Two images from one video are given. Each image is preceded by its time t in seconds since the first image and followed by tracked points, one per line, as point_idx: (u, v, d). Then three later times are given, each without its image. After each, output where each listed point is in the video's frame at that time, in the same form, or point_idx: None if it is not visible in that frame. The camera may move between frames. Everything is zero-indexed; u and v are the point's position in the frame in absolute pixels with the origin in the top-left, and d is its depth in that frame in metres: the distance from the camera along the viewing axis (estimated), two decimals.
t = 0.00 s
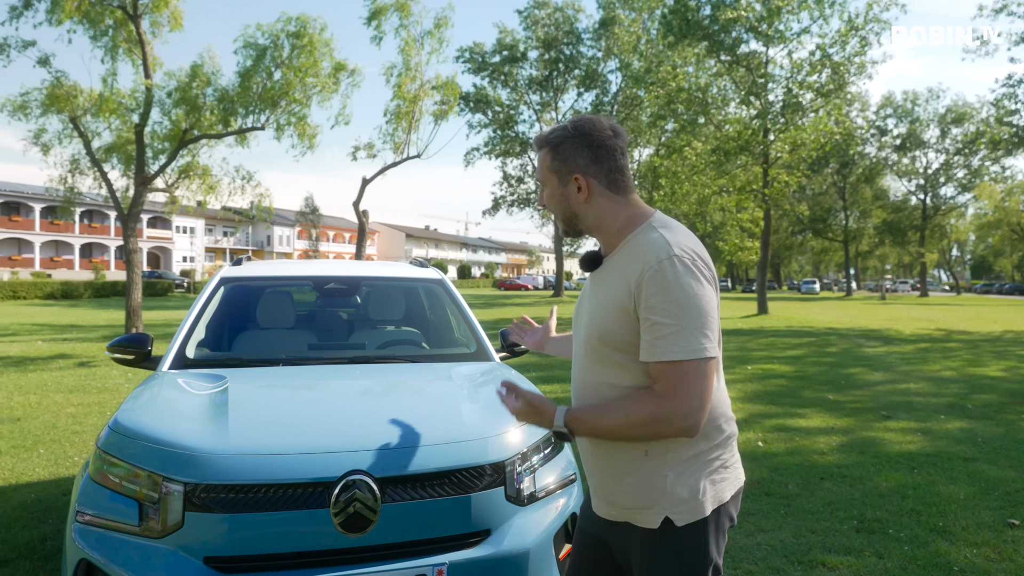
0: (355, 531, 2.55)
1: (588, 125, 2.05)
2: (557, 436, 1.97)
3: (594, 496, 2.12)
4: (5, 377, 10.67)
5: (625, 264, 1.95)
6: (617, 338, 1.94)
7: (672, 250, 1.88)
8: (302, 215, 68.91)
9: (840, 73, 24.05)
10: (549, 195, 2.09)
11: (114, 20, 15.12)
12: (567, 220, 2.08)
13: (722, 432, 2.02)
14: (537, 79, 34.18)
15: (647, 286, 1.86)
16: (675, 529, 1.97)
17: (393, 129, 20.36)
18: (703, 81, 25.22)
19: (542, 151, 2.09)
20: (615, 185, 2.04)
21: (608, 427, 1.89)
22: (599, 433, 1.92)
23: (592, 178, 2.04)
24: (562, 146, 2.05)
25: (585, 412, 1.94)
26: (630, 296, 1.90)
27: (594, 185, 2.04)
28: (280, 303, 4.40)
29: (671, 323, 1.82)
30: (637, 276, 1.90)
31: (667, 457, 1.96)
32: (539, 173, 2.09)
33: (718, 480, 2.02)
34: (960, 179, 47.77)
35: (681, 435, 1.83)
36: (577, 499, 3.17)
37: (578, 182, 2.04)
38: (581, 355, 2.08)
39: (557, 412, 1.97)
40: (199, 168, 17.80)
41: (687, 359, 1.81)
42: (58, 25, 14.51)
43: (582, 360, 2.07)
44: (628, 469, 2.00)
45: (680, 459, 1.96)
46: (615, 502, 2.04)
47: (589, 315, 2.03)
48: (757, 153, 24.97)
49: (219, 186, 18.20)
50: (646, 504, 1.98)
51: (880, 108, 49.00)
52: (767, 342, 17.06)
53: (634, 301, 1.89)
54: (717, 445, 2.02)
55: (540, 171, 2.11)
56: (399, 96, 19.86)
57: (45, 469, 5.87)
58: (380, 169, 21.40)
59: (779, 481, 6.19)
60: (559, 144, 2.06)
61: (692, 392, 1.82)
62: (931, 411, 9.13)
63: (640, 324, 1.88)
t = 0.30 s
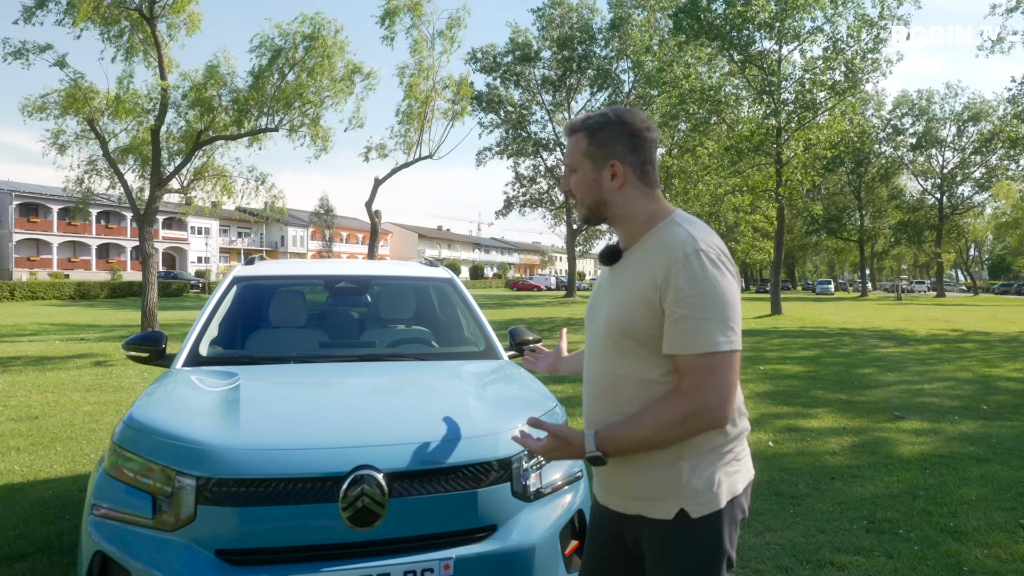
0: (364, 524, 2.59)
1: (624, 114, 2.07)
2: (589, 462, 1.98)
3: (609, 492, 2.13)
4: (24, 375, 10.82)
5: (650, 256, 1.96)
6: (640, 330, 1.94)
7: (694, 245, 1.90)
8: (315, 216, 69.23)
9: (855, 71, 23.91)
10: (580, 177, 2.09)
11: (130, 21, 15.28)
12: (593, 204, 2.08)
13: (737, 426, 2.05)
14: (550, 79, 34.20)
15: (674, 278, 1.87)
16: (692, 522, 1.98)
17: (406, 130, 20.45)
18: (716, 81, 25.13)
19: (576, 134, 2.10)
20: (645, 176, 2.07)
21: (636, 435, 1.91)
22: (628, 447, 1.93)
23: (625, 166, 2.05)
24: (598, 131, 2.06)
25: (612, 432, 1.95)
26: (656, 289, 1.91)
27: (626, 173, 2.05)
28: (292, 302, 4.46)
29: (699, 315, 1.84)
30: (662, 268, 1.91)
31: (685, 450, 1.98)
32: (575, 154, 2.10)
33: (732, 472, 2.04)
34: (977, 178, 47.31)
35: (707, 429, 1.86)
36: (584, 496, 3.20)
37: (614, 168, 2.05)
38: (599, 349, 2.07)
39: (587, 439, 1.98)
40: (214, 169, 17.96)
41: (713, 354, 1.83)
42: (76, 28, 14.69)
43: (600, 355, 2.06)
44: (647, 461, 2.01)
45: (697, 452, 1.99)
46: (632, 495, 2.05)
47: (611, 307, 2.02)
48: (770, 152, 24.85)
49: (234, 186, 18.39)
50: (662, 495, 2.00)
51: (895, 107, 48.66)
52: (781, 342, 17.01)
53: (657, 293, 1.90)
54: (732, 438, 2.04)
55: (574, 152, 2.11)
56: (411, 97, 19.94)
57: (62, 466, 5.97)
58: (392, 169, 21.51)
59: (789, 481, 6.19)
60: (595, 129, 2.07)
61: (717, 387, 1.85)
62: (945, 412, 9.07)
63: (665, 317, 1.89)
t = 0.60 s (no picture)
0: (372, 519, 2.63)
1: (670, 109, 2.09)
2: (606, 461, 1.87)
3: (629, 494, 2.13)
4: (43, 374, 10.98)
5: (683, 246, 1.97)
6: (670, 319, 1.94)
7: (725, 237, 1.94)
8: (329, 217, 69.57)
9: (869, 70, 23.76)
10: (634, 164, 2.03)
11: (147, 24, 15.46)
12: (644, 192, 2.04)
13: (756, 420, 2.08)
14: (562, 78, 34.24)
15: (705, 266, 1.89)
16: (717, 516, 2.00)
17: (419, 130, 20.55)
18: (728, 80, 25.01)
19: (631, 117, 2.04)
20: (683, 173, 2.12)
21: (653, 419, 1.81)
22: (648, 437, 1.82)
23: (679, 158, 2.07)
24: (656, 118, 2.03)
25: (629, 422, 1.85)
26: (686, 277, 1.92)
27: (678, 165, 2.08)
28: (304, 301, 4.52)
29: (724, 296, 1.83)
30: (692, 256, 1.93)
31: (709, 445, 1.99)
32: (630, 138, 2.03)
33: (752, 466, 2.07)
34: (995, 177, 46.82)
35: (728, 410, 1.78)
36: (590, 494, 3.23)
37: (672, 156, 2.04)
38: (624, 342, 2.07)
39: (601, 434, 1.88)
40: (228, 170, 18.11)
41: (739, 333, 1.81)
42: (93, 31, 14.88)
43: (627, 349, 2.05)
44: (670, 458, 2.02)
45: (721, 447, 2.00)
46: (655, 493, 2.05)
47: (641, 299, 2.01)
48: (784, 151, 24.72)
49: (248, 187, 18.53)
50: (686, 492, 2.00)
51: (911, 105, 48.29)
52: (794, 342, 16.93)
53: (690, 279, 1.90)
54: (752, 434, 2.06)
55: (629, 135, 2.04)
56: (424, 98, 20.04)
57: (80, 463, 6.07)
58: (405, 169, 21.62)
59: (800, 482, 6.18)
60: (652, 116, 2.04)
61: (738, 365, 1.79)
62: (959, 413, 9.01)
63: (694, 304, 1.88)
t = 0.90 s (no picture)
0: (379, 515, 2.67)
1: (676, 115, 2.19)
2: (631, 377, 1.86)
3: (644, 490, 2.11)
4: (61, 373, 11.12)
5: (708, 244, 1.97)
6: (697, 315, 1.94)
7: (750, 233, 1.94)
8: (342, 217, 69.84)
9: (883, 68, 23.60)
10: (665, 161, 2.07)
11: (164, 28, 15.64)
12: (673, 191, 2.08)
13: (774, 423, 2.05)
14: (574, 78, 34.25)
15: (735, 263, 1.89)
16: (732, 515, 1.97)
17: (431, 131, 20.63)
18: (741, 80, 24.91)
19: (652, 118, 2.11)
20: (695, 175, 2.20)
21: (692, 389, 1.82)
22: (679, 393, 1.84)
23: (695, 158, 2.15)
24: (670, 120, 2.13)
25: (667, 364, 1.85)
26: (713, 276, 1.92)
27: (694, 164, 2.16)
28: (315, 301, 4.57)
29: (757, 297, 1.83)
30: (721, 255, 1.92)
31: (728, 444, 1.96)
32: (653, 136, 2.08)
33: (769, 466, 2.03)
34: (1013, 175, 46.28)
35: (762, 407, 1.81)
36: (597, 490, 3.25)
37: (689, 155, 2.14)
38: (643, 335, 2.06)
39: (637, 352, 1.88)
40: (242, 171, 18.25)
41: (774, 338, 1.82)
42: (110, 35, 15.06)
43: (647, 343, 2.05)
44: (691, 454, 2.00)
45: (740, 447, 1.97)
46: (670, 488, 2.04)
47: (667, 295, 2.00)
48: (798, 151, 24.58)
49: (262, 188, 18.69)
50: (705, 488, 1.98)
51: (927, 103, 47.88)
52: (808, 342, 16.85)
53: (721, 275, 1.90)
54: (771, 436, 2.03)
55: (652, 135, 2.09)
56: (436, 99, 20.12)
57: (97, 459, 6.16)
58: (417, 169, 21.71)
59: (811, 482, 6.17)
60: (667, 118, 2.13)
61: (776, 361, 1.81)
62: (974, 415, 8.95)
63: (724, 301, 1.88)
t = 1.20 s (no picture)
0: (387, 513, 2.70)
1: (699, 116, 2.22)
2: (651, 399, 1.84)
3: (657, 490, 2.11)
4: (77, 372, 11.25)
5: (724, 243, 1.99)
6: (712, 311, 1.95)
7: (765, 230, 1.94)
8: (356, 217, 70.11)
9: (898, 67, 23.46)
10: (691, 155, 2.09)
11: (179, 30, 15.76)
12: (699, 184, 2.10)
13: (786, 424, 2.07)
14: (586, 78, 34.25)
15: (749, 260, 1.89)
16: (745, 516, 1.97)
17: (443, 131, 20.68)
18: (754, 79, 24.83)
19: (677, 114, 2.13)
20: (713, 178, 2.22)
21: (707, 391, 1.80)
22: (695, 401, 1.83)
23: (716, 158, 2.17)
24: (695, 118, 2.15)
25: (681, 371, 1.85)
26: (729, 273, 1.93)
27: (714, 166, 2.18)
28: (326, 300, 4.61)
29: (771, 290, 1.82)
30: (737, 252, 1.93)
31: (743, 444, 1.97)
32: (678, 132, 2.11)
33: (782, 466, 2.04)
34: None
35: (786, 397, 1.74)
36: (603, 489, 3.26)
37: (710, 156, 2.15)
38: (658, 334, 2.07)
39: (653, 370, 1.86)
40: (256, 172, 18.39)
41: (793, 328, 1.78)
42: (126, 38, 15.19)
43: (661, 342, 2.06)
44: (705, 456, 2.00)
45: (753, 446, 1.98)
46: (682, 488, 2.05)
47: (683, 291, 2.01)
48: (811, 150, 24.44)
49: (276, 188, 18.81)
50: (719, 488, 1.98)
51: (944, 101, 47.44)
52: (822, 343, 16.75)
53: (736, 269, 1.91)
54: (784, 437, 2.05)
55: (679, 130, 2.11)
56: (448, 100, 20.18)
57: (112, 457, 6.24)
58: (429, 170, 21.78)
59: (822, 483, 6.15)
60: (692, 116, 2.15)
61: (793, 349, 1.76)
62: (988, 416, 8.88)
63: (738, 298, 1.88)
